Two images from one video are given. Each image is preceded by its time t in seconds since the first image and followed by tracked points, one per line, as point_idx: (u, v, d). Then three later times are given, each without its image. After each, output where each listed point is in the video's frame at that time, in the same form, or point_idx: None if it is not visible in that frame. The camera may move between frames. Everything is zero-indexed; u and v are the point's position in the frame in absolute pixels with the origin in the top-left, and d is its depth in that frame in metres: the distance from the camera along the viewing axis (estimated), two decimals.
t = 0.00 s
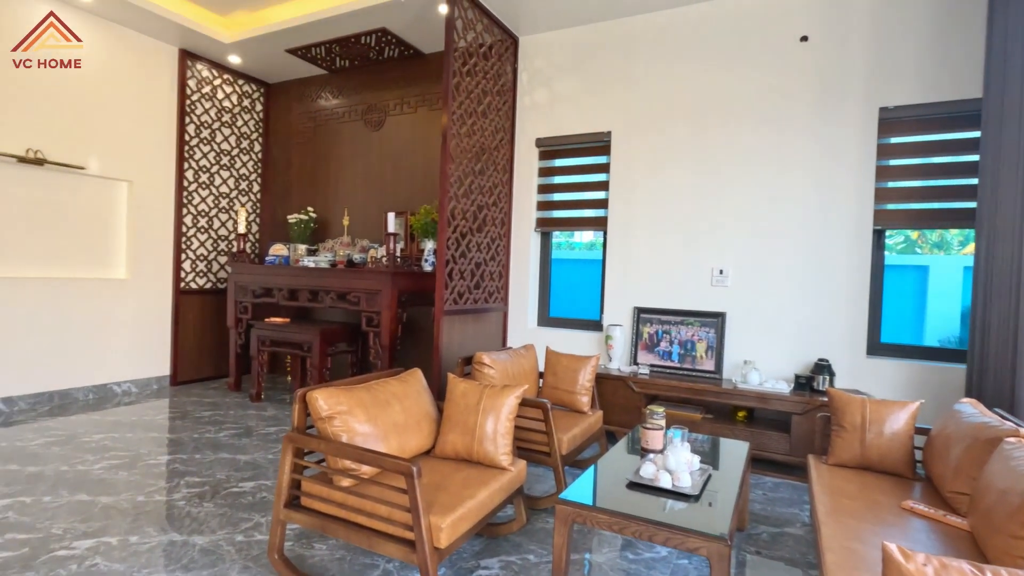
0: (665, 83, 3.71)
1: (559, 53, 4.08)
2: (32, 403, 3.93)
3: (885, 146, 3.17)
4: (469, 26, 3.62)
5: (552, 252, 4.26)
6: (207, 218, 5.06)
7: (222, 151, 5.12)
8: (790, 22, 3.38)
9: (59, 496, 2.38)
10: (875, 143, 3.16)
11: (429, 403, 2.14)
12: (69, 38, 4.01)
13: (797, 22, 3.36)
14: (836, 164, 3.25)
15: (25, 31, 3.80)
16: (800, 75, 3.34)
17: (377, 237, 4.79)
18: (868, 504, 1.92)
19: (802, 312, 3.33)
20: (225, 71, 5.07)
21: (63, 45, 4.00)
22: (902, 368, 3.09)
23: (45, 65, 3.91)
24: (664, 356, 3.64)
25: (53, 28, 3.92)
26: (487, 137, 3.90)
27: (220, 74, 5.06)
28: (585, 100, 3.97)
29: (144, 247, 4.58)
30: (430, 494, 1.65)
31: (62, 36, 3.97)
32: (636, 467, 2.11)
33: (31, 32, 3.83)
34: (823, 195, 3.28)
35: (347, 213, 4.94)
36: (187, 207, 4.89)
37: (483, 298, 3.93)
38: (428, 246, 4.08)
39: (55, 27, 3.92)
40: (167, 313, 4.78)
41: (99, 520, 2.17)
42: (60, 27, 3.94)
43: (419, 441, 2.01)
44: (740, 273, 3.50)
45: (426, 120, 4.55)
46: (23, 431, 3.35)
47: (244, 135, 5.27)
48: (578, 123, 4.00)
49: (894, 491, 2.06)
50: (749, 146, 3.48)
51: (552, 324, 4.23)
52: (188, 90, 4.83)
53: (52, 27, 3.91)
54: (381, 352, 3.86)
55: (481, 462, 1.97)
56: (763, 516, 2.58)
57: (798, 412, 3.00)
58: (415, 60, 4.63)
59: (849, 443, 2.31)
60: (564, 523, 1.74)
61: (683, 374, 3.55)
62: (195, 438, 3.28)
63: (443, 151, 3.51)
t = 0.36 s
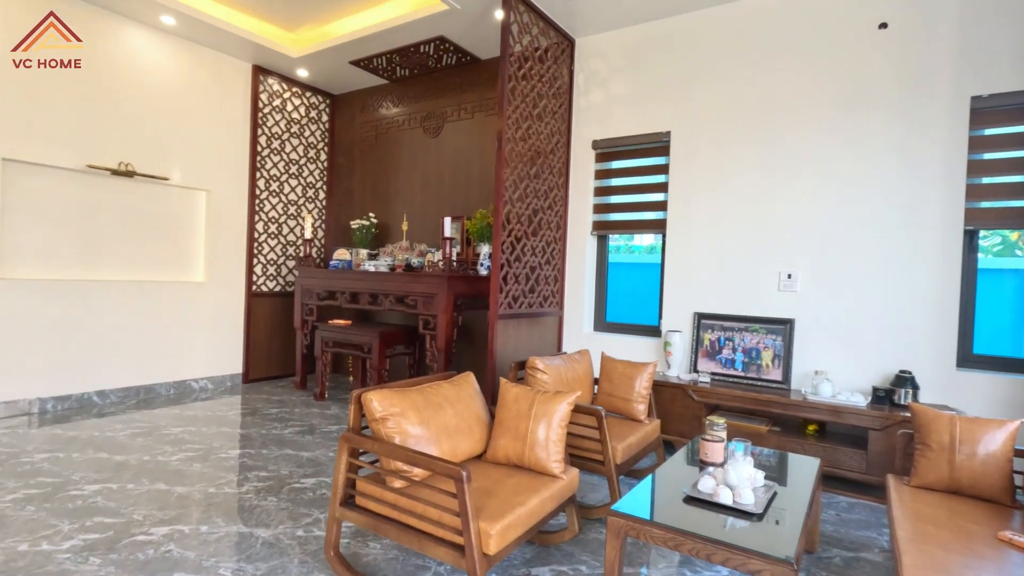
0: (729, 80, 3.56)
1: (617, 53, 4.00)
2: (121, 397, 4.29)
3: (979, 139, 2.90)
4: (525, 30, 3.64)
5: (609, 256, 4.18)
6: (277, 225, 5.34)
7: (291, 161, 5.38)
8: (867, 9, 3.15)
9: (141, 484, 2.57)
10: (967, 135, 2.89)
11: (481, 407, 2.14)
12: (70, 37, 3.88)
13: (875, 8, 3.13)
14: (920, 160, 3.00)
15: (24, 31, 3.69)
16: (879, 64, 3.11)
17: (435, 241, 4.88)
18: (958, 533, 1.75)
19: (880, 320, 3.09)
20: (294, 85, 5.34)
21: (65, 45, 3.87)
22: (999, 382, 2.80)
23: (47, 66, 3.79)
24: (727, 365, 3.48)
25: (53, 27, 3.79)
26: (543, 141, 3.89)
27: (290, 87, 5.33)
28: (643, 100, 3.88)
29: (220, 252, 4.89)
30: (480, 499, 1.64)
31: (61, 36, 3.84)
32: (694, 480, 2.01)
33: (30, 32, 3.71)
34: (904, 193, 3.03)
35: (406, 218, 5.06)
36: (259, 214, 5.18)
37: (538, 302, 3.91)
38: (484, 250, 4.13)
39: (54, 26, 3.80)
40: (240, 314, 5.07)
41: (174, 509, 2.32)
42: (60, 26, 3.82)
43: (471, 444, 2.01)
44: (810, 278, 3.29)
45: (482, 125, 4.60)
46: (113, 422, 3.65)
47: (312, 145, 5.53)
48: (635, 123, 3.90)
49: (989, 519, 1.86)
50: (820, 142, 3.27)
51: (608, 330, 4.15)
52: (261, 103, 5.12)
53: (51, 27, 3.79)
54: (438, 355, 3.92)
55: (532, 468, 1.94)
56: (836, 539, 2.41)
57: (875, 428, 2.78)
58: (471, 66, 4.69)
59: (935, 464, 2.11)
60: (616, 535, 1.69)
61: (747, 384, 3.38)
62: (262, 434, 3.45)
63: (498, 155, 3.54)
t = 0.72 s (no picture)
0: (803, 73, 3.37)
1: (681, 50, 3.89)
2: (207, 392, 4.64)
3: None
4: (587, 32, 3.62)
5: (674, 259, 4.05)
6: (348, 231, 5.59)
7: (360, 170, 5.62)
8: None
9: (223, 475, 2.76)
10: None
11: (541, 412, 2.13)
12: (71, 37, 3.81)
13: None
14: None
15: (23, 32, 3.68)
16: (977, 48, 2.84)
17: (497, 246, 4.93)
18: None
19: (980, 328, 2.81)
20: (363, 97, 5.57)
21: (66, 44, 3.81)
22: None
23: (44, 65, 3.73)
24: (801, 374, 3.28)
25: (53, 27, 3.76)
26: (605, 143, 3.85)
27: (360, 99, 5.57)
28: (709, 97, 3.74)
29: (295, 258, 5.17)
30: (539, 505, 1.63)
31: (60, 37, 3.79)
32: (765, 494, 1.91)
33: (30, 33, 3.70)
34: (1009, 188, 2.74)
35: (469, 223, 5.15)
36: (331, 221, 5.44)
37: (599, 306, 3.87)
38: (545, 254, 4.14)
39: (54, 26, 3.75)
40: (313, 317, 5.34)
41: (252, 499, 2.47)
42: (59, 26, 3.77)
43: (530, 448, 2.01)
44: (896, 282, 3.05)
45: (543, 129, 4.61)
46: (200, 416, 3.94)
47: (380, 154, 5.75)
48: (701, 122, 3.77)
49: None
50: (907, 135, 3.02)
51: (673, 335, 4.02)
52: (333, 116, 5.39)
53: (51, 27, 3.75)
54: (499, 358, 3.95)
55: (592, 475, 1.91)
56: (927, 566, 2.21)
57: (974, 446, 2.53)
58: (533, 71, 4.71)
59: None
60: (680, 548, 1.63)
61: (825, 395, 3.17)
62: (331, 431, 3.61)
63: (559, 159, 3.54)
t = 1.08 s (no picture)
0: (875, 65, 3.17)
1: (741, 47, 3.75)
2: (276, 391, 4.90)
3: None
4: (641, 33, 3.58)
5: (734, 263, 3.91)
6: (406, 237, 5.76)
7: (418, 177, 5.79)
8: None
9: (288, 470, 2.91)
10: None
11: (591, 418, 2.11)
12: (70, 37, 3.80)
13: None
14: None
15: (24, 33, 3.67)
16: None
17: (551, 250, 4.93)
18: None
19: None
20: (421, 106, 5.73)
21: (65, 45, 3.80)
22: None
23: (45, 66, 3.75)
24: (874, 385, 3.08)
25: (53, 28, 3.74)
26: (660, 145, 3.78)
27: (418, 108, 5.73)
28: (772, 94, 3.59)
29: (356, 264, 5.38)
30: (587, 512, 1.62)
31: (63, 37, 3.78)
32: (829, 511, 1.81)
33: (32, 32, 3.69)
34: None
35: (523, 228, 5.19)
36: (391, 227, 5.62)
37: (655, 311, 3.79)
38: (599, 258, 4.10)
39: (55, 26, 3.74)
40: (373, 320, 5.54)
41: (314, 494, 2.59)
42: (60, 26, 3.76)
43: (579, 455, 2.00)
44: (983, 287, 2.80)
45: (598, 132, 4.57)
46: (268, 414, 4.17)
47: (437, 161, 5.90)
48: (763, 120, 3.62)
49: None
50: (996, 126, 2.77)
51: (733, 342, 3.88)
52: (392, 126, 5.58)
53: (52, 27, 3.74)
54: (552, 363, 3.94)
55: (643, 484, 1.88)
56: None
57: None
58: (587, 74, 4.69)
59: None
60: (734, 564, 1.57)
61: (901, 407, 2.96)
62: (389, 431, 3.73)
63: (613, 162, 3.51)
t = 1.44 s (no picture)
0: (948, 55, 2.97)
1: (800, 43, 3.60)
2: (335, 392, 5.11)
3: None
4: (693, 33, 3.51)
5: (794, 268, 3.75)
6: (459, 243, 5.87)
7: (470, 185, 5.90)
8: None
9: (344, 469, 3.04)
10: None
11: (638, 425, 2.09)
12: (70, 37, 3.84)
13: None
14: None
15: (24, 32, 3.72)
16: None
17: (602, 256, 4.90)
18: None
19: None
20: (473, 115, 5.85)
21: (63, 44, 3.83)
22: None
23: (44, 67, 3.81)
24: (950, 398, 2.86)
25: (53, 27, 3.78)
26: (713, 147, 3.68)
27: (470, 117, 5.85)
28: (834, 91, 3.43)
29: (410, 270, 5.54)
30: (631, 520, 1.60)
31: (62, 37, 3.82)
32: (892, 531, 1.71)
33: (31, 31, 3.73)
34: None
35: (574, 233, 5.18)
36: (443, 234, 5.75)
37: (708, 317, 3.69)
38: (650, 263, 4.04)
39: (54, 26, 3.79)
40: (426, 325, 5.68)
41: (368, 493, 2.69)
42: (60, 24, 3.79)
43: (625, 462, 1.98)
44: None
45: (649, 136, 4.51)
46: (328, 414, 4.36)
47: (488, 169, 5.99)
48: (824, 118, 3.46)
49: None
50: None
51: (792, 350, 3.71)
52: (445, 135, 5.72)
53: (51, 26, 3.78)
54: (602, 369, 3.91)
55: (691, 494, 1.83)
56: None
57: None
58: (638, 77, 4.64)
59: None
60: None
61: (981, 423, 2.74)
62: (440, 433, 3.82)
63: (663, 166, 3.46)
